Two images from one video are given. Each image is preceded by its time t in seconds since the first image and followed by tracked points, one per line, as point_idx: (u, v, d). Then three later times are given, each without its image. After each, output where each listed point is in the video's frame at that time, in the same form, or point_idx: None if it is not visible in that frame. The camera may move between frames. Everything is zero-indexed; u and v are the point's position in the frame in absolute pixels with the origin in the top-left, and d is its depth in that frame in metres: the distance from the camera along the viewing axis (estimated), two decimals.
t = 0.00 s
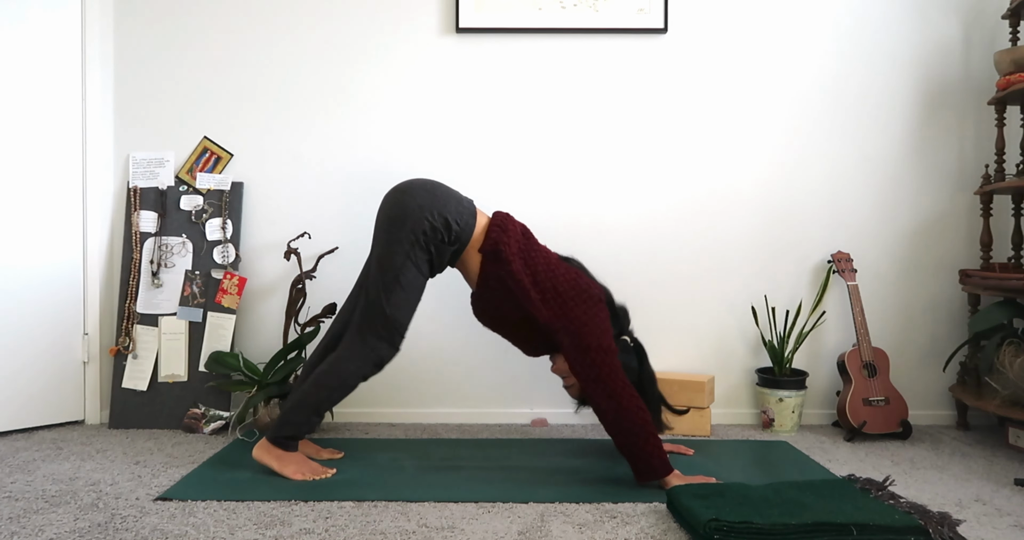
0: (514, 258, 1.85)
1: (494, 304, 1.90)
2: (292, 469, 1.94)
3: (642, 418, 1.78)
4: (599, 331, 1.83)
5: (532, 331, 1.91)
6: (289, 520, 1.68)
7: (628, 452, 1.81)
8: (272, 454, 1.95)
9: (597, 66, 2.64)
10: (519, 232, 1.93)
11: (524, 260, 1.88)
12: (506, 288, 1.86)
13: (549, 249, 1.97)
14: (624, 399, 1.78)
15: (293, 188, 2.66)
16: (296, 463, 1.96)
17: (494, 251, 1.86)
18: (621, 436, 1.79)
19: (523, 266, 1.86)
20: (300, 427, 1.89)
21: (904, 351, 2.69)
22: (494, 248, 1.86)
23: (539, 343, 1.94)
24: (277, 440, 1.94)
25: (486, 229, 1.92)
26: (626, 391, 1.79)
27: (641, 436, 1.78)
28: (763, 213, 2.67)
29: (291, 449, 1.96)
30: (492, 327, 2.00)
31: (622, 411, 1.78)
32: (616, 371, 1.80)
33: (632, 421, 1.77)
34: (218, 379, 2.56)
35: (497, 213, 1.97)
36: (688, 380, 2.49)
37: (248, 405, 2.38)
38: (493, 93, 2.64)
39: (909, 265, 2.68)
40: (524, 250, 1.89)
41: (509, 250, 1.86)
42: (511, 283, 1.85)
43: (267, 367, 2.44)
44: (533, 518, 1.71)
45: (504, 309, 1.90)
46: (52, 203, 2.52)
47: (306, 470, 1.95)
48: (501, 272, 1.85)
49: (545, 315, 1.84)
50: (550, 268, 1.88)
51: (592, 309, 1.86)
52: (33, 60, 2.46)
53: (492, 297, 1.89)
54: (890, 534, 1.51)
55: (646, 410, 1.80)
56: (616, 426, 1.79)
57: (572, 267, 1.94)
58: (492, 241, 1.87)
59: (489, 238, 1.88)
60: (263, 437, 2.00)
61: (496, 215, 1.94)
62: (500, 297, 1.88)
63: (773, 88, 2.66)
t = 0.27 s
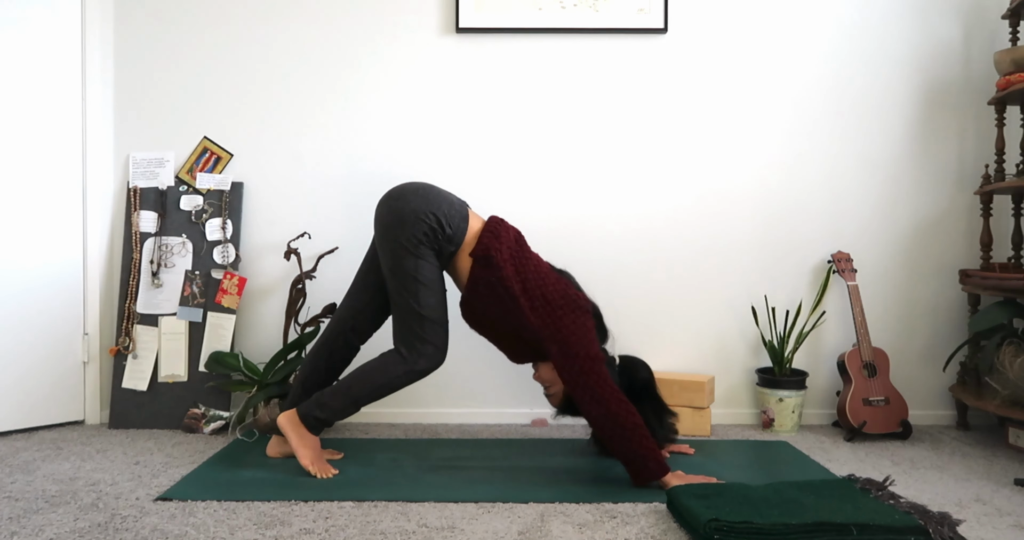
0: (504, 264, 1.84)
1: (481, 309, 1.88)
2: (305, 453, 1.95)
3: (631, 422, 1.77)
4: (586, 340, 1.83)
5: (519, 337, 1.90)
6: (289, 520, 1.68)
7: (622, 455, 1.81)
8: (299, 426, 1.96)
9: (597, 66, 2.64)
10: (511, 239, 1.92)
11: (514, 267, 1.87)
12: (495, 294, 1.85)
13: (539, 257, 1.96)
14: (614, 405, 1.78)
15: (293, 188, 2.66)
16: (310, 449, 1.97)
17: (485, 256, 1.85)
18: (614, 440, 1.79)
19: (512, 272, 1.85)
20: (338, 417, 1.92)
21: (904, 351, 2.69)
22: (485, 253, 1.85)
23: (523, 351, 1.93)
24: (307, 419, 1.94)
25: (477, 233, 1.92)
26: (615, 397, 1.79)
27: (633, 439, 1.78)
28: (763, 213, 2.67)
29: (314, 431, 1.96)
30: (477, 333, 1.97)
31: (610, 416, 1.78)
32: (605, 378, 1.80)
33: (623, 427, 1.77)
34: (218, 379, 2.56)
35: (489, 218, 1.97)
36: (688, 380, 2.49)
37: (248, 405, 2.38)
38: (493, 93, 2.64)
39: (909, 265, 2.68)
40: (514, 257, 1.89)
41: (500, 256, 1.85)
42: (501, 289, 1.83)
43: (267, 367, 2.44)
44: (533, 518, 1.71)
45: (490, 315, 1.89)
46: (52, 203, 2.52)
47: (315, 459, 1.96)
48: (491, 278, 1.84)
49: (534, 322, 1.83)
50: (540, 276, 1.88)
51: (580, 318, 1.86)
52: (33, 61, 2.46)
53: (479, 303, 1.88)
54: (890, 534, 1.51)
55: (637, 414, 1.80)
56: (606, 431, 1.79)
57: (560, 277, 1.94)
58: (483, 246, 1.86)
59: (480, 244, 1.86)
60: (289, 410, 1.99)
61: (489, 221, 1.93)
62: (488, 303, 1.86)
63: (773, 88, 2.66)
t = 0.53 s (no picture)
0: (511, 259, 1.84)
1: (488, 303, 1.89)
2: (289, 470, 1.93)
3: (636, 421, 1.77)
4: (592, 336, 1.83)
5: (525, 332, 1.91)
6: (289, 520, 1.67)
7: (625, 454, 1.80)
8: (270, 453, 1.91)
9: (597, 66, 2.64)
10: (519, 233, 1.92)
11: (522, 261, 1.87)
12: (501, 289, 1.85)
13: (548, 252, 1.96)
14: (618, 401, 1.78)
15: (293, 188, 2.66)
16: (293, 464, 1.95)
17: (492, 251, 1.84)
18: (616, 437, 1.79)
19: (519, 267, 1.85)
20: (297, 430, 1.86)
21: (904, 351, 2.69)
22: (492, 247, 1.85)
23: (529, 345, 1.94)
24: (274, 442, 1.89)
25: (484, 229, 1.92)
26: (619, 393, 1.79)
27: (637, 438, 1.78)
28: (763, 213, 2.67)
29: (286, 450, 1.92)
30: (483, 327, 1.98)
31: (615, 413, 1.78)
32: (610, 374, 1.80)
33: (626, 423, 1.77)
34: (218, 379, 2.56)
35: (496, 213, 1.96)
36: (688, 380, 2.49)
37: (248, 405, 2.38)
38: (493, 93, 2.64)
39: (909, 265, 2.68)
40: (523, 251, 1.88)
41: (507, 251, 1.85)
42: (507, 283, 1.84)
43: (267, 367, 2.44)
44: (533, 518, 1.71)
45: (497, 309, 1.89)
46: (52, 203, 2.52)
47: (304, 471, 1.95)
48: (497, 272, 1.84)
49: (540, 316, 1.84)
50: (547, 271, 1.87)
51: (587, 314, 1.86)
52: (33, 60, 2.46)
53: (486, 297, 1.89)
54: (890, 534, 1.51)
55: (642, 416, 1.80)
56: (609, 428, 1.79)
57: (569, 272, 1.94)
58: (491, 240, 1.86)
59: (488, 238, 1.86)
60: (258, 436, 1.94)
61: (497, 215, 1.93)
62: (495, 297, 1.87)
63: (773, 88, 2.66)
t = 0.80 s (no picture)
0: (516, 258, 1.84)
1: (493, 302, 1.89)
2: (287, 474, 1.92)
3: (637, 419, 1.78)
4: (596, 335, 1.83)
5: (528, 331, 1.91)
6: (289, 520, 1.68)
7: (624, 452, 1.81)
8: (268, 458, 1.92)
9: (597, 66, 2.64)
10: (523, 232, 1.91)
11: (526, 260, 1.86)
12: (505, 288, 1.85)
13: (552, 251, 1.96)
14: (620, 399, 1.78)
15: (293, 188, 2.66)
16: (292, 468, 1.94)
17: (496, 250, 1.84)
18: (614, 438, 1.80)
19: (524, 266, 1.85)
20: (281, 427, 1.86)
21: (904, 351, 2.69)
22: (497, 246, 1.84)
23: (531, 344, 1.94)
24: (269, 446, 1.90)
25: (489, 227, 1.91)
26: (621, 391, 1.79)
27: (637, 436, 1.78)
28: (763, 213, 2.67)
29: (281, 453, 1.92)
30: (488, 325, 1.98)
31: (616, 412, 1.78)
32: (612, 372, 1.80)
33: (626, 422, 1.77)
34: (218, 379, 2.56)
35: (501, 210, 1.95)
36: (688, 380, 2.49)
37: (247, 405, 2.38)
38: (493, 93, 2.64)
39: (909, 265, 2.68)
40: (527, 250, 1.88)
41: (512, 250, 1.84)
42: (511, 283, 1.84)
43: (267, 367, 2.43)
44: (533, 518, 1.71)
45: (501, 308, 1.89)
46: (52, 203, 2.52)
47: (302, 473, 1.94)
48: (501, 271, 1.84)
49: (544, 316, 1.84)
50: (551, 270, 1.87)
51: (591, 313, 1.86)
52: (33, 60, 2.46)
53: (489, 296, 1.88)
54: (890, 535, 1.51)
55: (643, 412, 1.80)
56: (610, 427, 1.79)
57: (573, 270, 1.94)
58: (495, 239, 1.85)
59: (492, 237, 1.86)
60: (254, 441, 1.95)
61: (501, 214, 1.92)
62: (499, 296, 1.87)
63: (773, 88, 2.66)
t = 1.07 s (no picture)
0: (511, 264, 1.84)
1: (488, 309, 1.89)
2: (288, 475, 1.92)
3: (635, 422, 1.78)
4: (591, 339, 1.84)
5: (523, 336, 1.91)
6: (289, 520, 1.67)
7: (624, 456, 1.81)
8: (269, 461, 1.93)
9: (597, 66, 2.64)
10: (519, 237, 1.91)
11: (521, 266, 1.87)
12: (500, 295, 1.85)
13: (546, 256, 1.96)
14: (616, 403, 1.78)
15: (293, 188, 2.66)
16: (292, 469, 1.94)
17: (492, 257, 1.84)
18: (614, 440, 1.79)
19: (519, 273, 1.85)
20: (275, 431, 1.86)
21: (904, 351, 2.69)
22: (492, 254, 1.85)
23: (527, 349, 1.94)
24: (265, 450, 1.91)
25: (485, 233, 1.90)
26: (617, 395, 1.79)
27: (637, 441, 1.78)
28: (763, 213, 2.67)
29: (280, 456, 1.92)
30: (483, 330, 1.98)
31: (614, 417, 1.78)
32: (608, 377, 1.80)
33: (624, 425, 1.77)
34: (218, 379, 2.56)
35: (497, 215, 1.95)
36: (688, 380, 2.49)
37: (247, 405, 2.38)
38: (493, 93, 2.64)
39: (909, 265, 2.68)
40: (522, 256, 1.88)
41: (508, 257, 1.85)
42: (507, 289, 1.84)
43: (267, 367, 2.44)
44: (533, 518, 1.71)
45: (496, 314, 1.89)
46: (52, 203, 2.52)
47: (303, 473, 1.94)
48: (497, 278, 1.84)
49: (539, 322, 1.84)
50: (546, 276, 1.87)
51: (585, 318, 1.87)
52: (33, 61, 2.46)
53: (484, 302, 1.88)
54: (890, 534, 1.51)
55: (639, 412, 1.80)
56: (608, 431, 1.79)
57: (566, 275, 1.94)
58: (491, 246, 1.86)
59: (488, 243, 1.86)
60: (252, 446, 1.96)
61: (497, 220, 1.92)
62: (494, 302, 1.87)
63: (773, 88, 2.66)
